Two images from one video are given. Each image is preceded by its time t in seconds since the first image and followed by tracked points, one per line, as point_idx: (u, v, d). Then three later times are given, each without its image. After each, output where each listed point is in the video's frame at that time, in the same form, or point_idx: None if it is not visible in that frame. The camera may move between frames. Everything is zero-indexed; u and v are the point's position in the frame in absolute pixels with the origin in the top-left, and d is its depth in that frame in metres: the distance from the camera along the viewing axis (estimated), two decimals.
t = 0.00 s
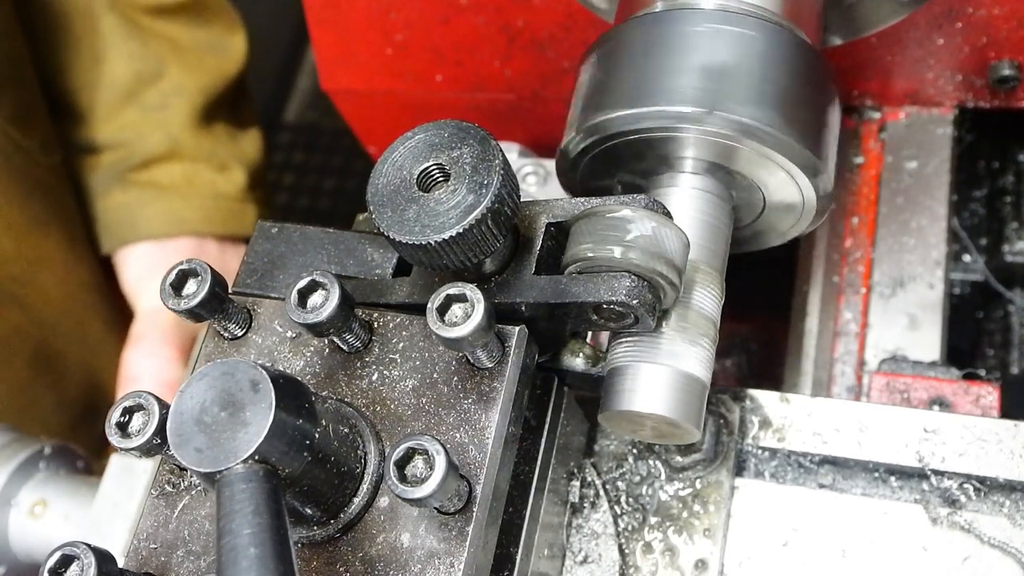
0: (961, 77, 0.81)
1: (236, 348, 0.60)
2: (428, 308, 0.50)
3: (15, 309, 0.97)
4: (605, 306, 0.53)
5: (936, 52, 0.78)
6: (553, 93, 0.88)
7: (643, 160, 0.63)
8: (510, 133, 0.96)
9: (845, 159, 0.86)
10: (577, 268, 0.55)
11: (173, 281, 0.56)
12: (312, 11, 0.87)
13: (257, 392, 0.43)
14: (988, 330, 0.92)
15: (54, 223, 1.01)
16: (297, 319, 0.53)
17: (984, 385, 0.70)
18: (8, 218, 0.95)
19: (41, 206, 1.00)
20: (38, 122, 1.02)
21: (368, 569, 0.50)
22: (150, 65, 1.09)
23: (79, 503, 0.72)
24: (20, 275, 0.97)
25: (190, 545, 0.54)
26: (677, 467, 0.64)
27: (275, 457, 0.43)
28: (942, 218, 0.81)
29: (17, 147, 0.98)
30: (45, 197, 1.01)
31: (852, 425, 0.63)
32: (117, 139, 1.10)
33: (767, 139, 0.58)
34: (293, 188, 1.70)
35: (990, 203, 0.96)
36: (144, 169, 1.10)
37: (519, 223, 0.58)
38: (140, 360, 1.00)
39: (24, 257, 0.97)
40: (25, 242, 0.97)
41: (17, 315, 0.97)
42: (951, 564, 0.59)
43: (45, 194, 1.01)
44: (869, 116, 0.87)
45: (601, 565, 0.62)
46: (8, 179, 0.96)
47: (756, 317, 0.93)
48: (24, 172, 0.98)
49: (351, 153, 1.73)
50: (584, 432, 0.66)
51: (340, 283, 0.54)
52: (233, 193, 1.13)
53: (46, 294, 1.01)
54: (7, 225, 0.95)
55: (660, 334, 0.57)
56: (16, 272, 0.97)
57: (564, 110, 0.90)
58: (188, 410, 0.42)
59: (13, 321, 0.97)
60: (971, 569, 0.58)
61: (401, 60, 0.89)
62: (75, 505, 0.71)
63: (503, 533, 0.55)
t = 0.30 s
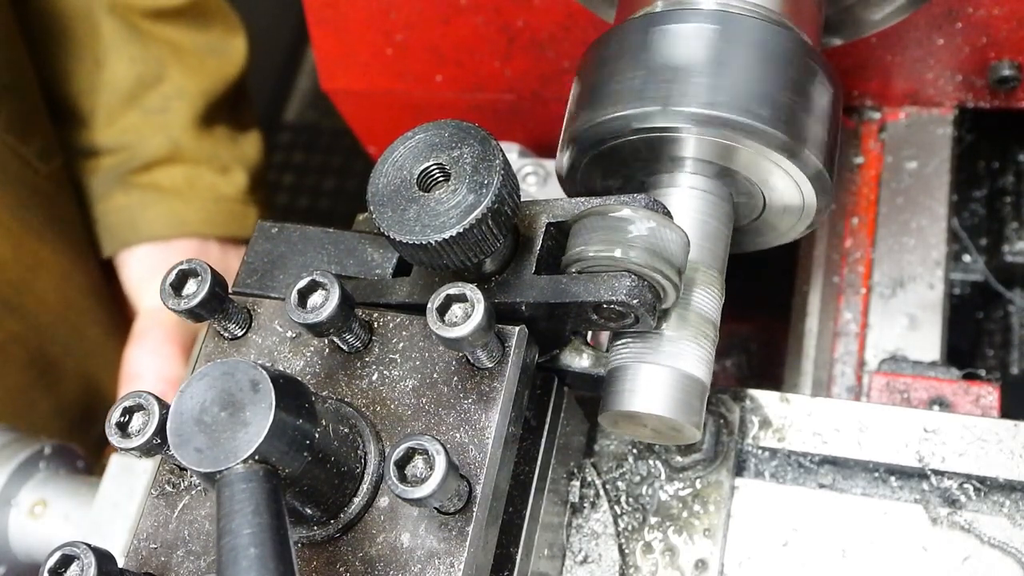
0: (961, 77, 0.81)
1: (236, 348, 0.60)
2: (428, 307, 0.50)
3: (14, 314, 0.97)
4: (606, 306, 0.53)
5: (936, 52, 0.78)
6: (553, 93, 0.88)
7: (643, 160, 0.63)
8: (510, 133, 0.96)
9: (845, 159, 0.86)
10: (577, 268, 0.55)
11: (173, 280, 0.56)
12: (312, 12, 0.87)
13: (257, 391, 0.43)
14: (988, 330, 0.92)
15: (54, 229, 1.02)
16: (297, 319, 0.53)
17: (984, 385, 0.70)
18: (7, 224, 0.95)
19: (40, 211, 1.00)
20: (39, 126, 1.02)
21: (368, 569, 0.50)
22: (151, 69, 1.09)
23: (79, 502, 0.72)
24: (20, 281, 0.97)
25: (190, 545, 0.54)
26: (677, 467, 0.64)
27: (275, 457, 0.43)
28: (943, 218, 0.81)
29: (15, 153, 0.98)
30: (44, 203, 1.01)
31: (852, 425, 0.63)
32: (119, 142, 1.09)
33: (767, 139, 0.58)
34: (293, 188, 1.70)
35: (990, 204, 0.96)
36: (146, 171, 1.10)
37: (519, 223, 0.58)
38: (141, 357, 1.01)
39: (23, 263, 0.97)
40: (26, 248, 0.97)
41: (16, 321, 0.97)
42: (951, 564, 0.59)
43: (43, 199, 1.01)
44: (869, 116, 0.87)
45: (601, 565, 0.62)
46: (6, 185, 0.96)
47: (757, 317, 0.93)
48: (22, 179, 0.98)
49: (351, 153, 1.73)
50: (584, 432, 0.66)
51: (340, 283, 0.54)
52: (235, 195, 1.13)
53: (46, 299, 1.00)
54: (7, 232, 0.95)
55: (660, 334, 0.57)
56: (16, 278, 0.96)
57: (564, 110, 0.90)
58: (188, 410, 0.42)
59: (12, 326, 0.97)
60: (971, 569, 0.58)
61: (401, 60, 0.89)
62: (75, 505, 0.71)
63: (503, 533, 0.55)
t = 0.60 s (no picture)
0: (961, 77, 0.81)
1: (236, 348, 0.60)
2: (428, 308, 0.50)
3: (13, 317, 0.97)
4: (606, 306, 0.53)
5: (936, 52, 0.78)
6: (553, 93, 0.88)
7: (643, 160, 0.63)
8: (510, 133, 0.96)
9: (845, 160, 0.86)
10: (577, 268, 0.55)
11: (173, 280, 0.56)
12: (312, 14, 0.87)
13: (256, 392, 0.43)
14: (988, 330, 0.92)
15: (52, 232, 1.01)
16: (297, 319, 0.53)
17: (984, 385, 0.70)
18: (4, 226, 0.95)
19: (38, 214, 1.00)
20: (39, 128, 1.03)
21: (368, 569, 0.50)
22: (153, 71, 1.09)
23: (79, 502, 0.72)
24: (18, 283, 0.97)
25: (190, 545, 0.54)
26: (677, 467, 0.64)
27: (275, 457, 0.43)
28: (942, 219, 0.81)
29: (14, 157, 0.98)
30: (43, 205, 1.01)
31: (852, 425, 0.63)
32: (120, 145, 1.09)
33: (767, 139, 0.58)
34: (293, 188, 1.70)
35: (990, 204, 0.96)
36: (148, 173, 1.10)
37: (519, 223, 0.58)
38: (144, 355, 1.02)
39: (20, 266, 0.97)
40: (22, 250, 0.97)
41: (15, 323, 0.97)
42: (952, 564, 0.59)
43: (41, 201, 1.01)
44: (869, 116, 0.87)
45: (601, 565, 0.62)
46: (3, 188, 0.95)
47: (757, 317, 0.93)
48: (19, 181, 0.98)
49: (351, 153, 1.73)
50: (584, 432, 0.66)
51: (340, 283, 0.54)
52: (237, 196, 1.13)
53: (43, 302, 1.00)
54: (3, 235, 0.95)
55: (660, 334, 0.57)
56: (14, 281, 0.96)
57: (564, 110, 0.90)
58: (188, 411, 0.42)
59: (11, 329, 0.96)
60: (971, 569, 0.58)
61: (401, 60, 0.89)
62: (75, 505, 0.71)
63: (503, 533, 0.55)
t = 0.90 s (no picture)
0: (962, 77, 0.81)
1: (236, 347, 0.60)
2: (428, 307, 0.50)
3: (12, 319, 0.96)
4: (606, 306, 0.53)
5: (936, 52, 0.78)
6: (553, 93, 0.88)
7: (642, 160, 0.63)
8: (511, 134, 0.96)
9: (845, 160, 0.86)
10: (576, 268, 0.55)
11: (173, 280, 0.56)
12: (312, 15, 0.87)
13: (257, 391, 0.43)
14: (988, 330, 0.92)
15: (52, 234, 1.02)
16: (297, 319, 0.53)
17: (984, 385, 0.70)
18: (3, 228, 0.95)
19: (37, 216, 1.00)
20: (40, 130, 1.03)
21: (368, 569, 0.50)
22: (155, 72, 1.09)
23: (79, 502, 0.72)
24: (18, 285, 0.97)
25: (190, 545, 0.54)
26: (677, 467, 0.64)
27: (275, 457, 0.43)
28: (943, 219, 0.81)
29: (14, 160, 0.98)
30: (43, 207, 1.01)
31: (852, 425, 0.63)
32: (122, 146, 1.09)
33: (767, 139, 0.58)
34: (293, 188, 1.70)
35: (990, 204, 0.96)
36: (150, 175, 1.10)
37: (519, 224, 0.58)
38: (147, 353, 1.03)
39: (19, 268, 0.97)
40: (20, 252, 0.97)
41: (15, 325, 0.97)
42: (951, 564, 0.59)
43: (41, 204, 1.01)
44: (869, 116, 0.87)
45: (601, 565, 0.62)
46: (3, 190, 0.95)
47: (757, 318, 0.93)
48: (19, 184, 0.98)
49: (351, 153, 1.73)
50: (584, 432, 0.66)
51: (340, 282, 0.54)
52: (239, 196, 1.13)
53: (43, 303, 1.00)
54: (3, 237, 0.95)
55: (660, 334, 0.57)
56: (13, 283, 0.96)
57: (564, 110, 0.90)
58: (188, 410, 0.42)
59: (11, 330, 0.96)
60: (971, 569, 0.58)
61: (401, 60, 0.89)
62: (75, 505, 0.71)
63: (503, 533, 0.55)
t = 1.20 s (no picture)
0: (961, 78, 0.81)
1: (236, 348, 0.60)
2: (428, 307, 0.50)
3: (12, 319, 0.97)
4: (605, 306, 0.53)
5: (936, 53, 0.78)
6: (553, 94, 0.88)
7: (642, 160, 0.63)
8: (510, 134, 0.96)
9: (845, 160, 0.86)
10: (576, 268, 0.55)
11: (173, 280, 0.56)
12: (312, 15, 0.88)
13: (256, 391, 0.43)
14: (988, 331, 0.92)
15: (53, 235, 1.02)
16: (297, 319, 0.53)
17: (984, 385, 0.70)
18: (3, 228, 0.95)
19: (37, 218, 1.00)
20: (40, 132, 1.03)
21: (368, 569, 0.50)
22: (156, 74, 1.09)
23: (79, 502, 0.72)
24: (18, 286, 0.97)
25: (190, 545, 0.54)
26: (677, 467, 0.64)
27: (275, 457, 0.43)
28: (943, 219, 0.81)
29: (14, 161, 0.98)
30: (44, 209, 1.01)
31: (852, 425, 0.63)
32: (123, 148, 1.09)
33: (767, 140, 0.58)
34: (293, 189, 1.70)
35: (990, 205, 0.96)
36: (152, 176, 1.10)
37: (519, 224, 0.58)
38: (148, 350, 1.03)
39: (19, 269, 0.97)
40: (20, 253, 0.97)
41: (14, 325, 0.97)
42: (951, 564, 0.59)
43: (41, 205, 1.01)
44: (869, 116, 0.87)
45: (601, 565, 0.62)
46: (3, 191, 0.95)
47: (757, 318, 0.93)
48: (19, 185, 0.98)
49: (351, 153, 1.73)
50: (584, 432, 0.66)
51: (340, 282, 0.54)
52: (240, 197, 1.13)
53: (43, 304, 1.00)
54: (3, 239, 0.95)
55: (660, 334, 0.57)
56: (13, 284, 0.96)
57: (564, 110, 0.90)
58: (188, 410, 0.42)
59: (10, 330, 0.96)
60: (971, 569, 0.58)
61: (401, 60, 0.89)
62: (74, 505, 0.72)
63: (503, 533, 0.55)
